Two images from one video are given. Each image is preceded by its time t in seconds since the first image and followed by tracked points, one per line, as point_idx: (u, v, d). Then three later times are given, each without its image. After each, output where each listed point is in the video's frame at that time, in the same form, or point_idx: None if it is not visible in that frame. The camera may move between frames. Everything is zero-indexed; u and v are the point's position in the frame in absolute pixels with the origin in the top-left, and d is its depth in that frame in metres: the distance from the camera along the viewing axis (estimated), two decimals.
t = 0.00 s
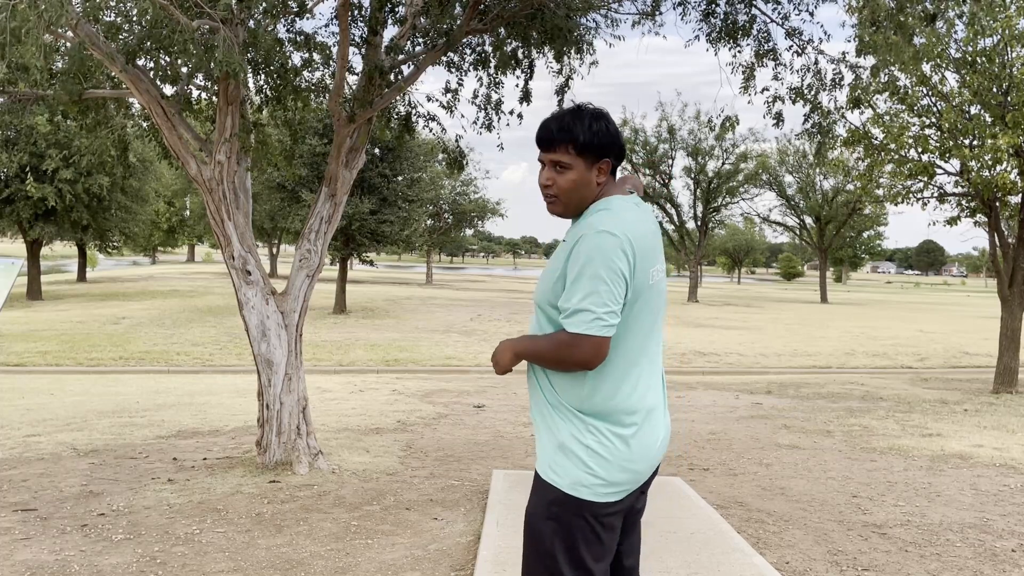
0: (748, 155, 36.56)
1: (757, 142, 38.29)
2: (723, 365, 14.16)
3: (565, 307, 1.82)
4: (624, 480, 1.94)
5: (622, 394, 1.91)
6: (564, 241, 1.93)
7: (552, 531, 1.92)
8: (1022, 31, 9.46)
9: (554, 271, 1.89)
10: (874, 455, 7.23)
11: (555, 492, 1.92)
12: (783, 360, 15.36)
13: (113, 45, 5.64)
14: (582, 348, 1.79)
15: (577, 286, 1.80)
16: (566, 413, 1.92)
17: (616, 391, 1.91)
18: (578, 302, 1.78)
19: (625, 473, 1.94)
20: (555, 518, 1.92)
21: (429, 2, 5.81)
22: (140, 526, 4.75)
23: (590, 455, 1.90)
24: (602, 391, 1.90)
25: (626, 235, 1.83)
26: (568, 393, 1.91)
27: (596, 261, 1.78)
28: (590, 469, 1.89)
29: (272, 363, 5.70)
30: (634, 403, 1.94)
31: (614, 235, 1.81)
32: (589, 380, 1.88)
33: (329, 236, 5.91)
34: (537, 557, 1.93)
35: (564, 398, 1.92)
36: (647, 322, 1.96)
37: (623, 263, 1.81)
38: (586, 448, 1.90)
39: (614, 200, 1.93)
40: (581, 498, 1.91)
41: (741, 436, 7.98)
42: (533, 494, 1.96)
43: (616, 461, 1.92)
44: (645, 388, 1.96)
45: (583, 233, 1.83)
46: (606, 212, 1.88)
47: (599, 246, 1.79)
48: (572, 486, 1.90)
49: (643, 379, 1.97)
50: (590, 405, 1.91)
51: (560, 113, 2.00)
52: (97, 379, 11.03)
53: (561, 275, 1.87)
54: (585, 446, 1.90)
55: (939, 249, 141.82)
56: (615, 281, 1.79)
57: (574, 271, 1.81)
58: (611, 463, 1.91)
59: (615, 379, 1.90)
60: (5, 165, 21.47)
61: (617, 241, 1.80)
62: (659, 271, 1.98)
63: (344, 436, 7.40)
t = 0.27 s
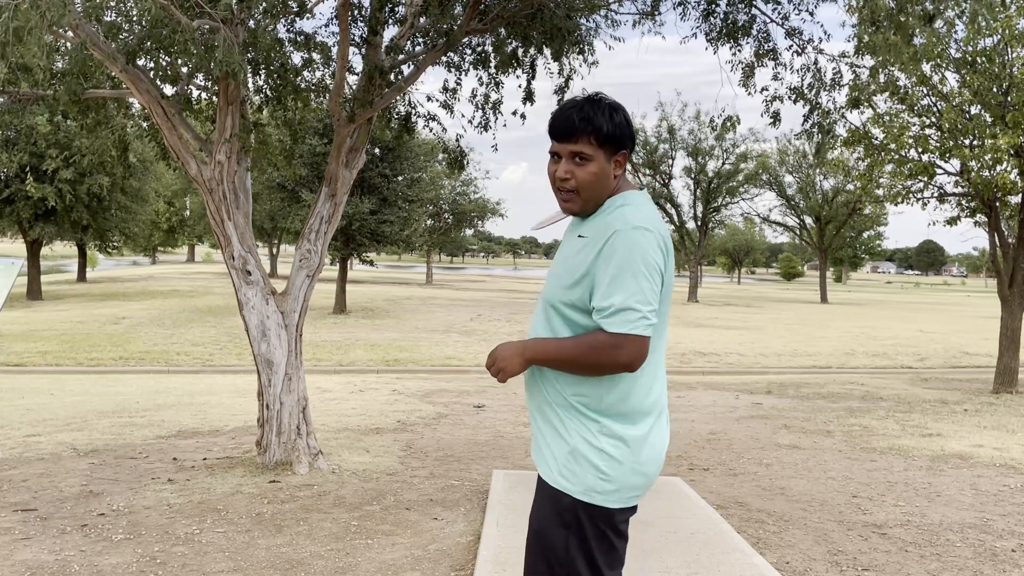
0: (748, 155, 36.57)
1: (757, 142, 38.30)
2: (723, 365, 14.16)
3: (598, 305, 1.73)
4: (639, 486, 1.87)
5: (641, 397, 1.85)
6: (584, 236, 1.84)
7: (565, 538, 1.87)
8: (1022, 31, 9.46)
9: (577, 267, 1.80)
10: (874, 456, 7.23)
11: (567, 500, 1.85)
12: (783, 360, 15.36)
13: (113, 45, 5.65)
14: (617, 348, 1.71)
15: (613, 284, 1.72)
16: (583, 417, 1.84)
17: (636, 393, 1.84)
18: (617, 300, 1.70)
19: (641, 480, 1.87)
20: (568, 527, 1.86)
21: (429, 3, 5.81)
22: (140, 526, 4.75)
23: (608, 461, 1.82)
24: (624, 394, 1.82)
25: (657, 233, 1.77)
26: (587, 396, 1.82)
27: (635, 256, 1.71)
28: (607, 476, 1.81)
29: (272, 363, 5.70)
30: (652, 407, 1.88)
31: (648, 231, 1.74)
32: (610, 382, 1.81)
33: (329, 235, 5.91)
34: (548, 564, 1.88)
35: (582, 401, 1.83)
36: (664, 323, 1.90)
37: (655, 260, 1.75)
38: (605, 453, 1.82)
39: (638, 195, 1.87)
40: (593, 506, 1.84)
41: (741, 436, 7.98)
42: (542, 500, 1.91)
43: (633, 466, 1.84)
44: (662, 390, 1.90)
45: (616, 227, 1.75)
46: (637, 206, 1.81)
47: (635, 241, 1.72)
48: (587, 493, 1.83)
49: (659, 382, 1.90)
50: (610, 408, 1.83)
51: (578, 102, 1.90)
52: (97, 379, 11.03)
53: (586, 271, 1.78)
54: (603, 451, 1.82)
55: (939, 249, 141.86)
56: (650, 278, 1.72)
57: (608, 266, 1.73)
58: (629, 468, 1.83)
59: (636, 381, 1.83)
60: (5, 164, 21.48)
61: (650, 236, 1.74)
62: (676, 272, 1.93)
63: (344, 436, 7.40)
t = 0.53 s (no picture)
0: (748, 155, 36.57)
1: (757, 142, 38.31)
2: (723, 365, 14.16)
3: (626, 308, 1.72)
4: (654, 495, 1.87)
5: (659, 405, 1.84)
6: (603, 235, 1.83)
7: (579, 549, 1.86)
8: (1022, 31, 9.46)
9: (601, 266, 1.79)
10: (874, 456, 7.23)
11: (581, 512, 1.85)
12: (783, 360, 15.36)
13: (113, 45, 5.65)
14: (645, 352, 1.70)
15: (640, 286, 1.71)
16: (601, 424, 1.83)
17: (654, 401, 1.84)
18: (643, 302, 1.69)
19: (656, 489, 1.87)
20: (582, 538, 1.86)
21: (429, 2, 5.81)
22: (140, 526, 4.75)
23: (625, 470, 1.81)
24: (643, 400, 1.82)
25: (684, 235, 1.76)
26: (606, 402, 1.81)
27: (663, 259, 1.70)
28: (624, 484, 1.81)
29: (272, 363, 5.70)
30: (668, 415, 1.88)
31: (676, 233, 1.74)
32: (631, 389, 1.80)
33: (329, 235, 5.92)
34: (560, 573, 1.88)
35: (600, 407, 1.82)
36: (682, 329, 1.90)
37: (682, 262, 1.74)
38: (621, 462, 1.81)
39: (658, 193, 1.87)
40: (609, 517, 1.84)
41: (741, 436, 7.98)
42: (555, 510, 1.89)
43: (650, 474, 1.84)
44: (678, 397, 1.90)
45: (642, 228, 1.74)
46: (659, 206, 1.80)
47: (662, 242, 1.72)
48: (605, 503, 1.83)
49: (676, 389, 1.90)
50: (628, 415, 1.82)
51: (590, 95, 1.88)
52: (98, 379, 11.03)
53: (610, 272, 1.77)
54: (621, 459, 1.81)
55: (939, 249, 141.88)
56: (677, 281, 1.72)
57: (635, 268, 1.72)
58: (645, 477, 1.83)
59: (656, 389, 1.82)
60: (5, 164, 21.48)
61: (679, 238, 1.73)
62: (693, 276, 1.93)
63: (344, 436, 7.40)
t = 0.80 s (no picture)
0: (748, 155, 36.56)
1: (757, 142, 38.30)
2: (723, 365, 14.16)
3: (615, 305, 1.73)
4: (654, 500, 1.86)
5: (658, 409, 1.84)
6: (601, 234, 1.85)
7: (578, 552, 1.86)
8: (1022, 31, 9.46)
9: (597, 266, 1.81)
10: (874, 456, 7.23)
11: (582, 516, 1.84)
12: (783, 360, 15.36)
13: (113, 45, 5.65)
14: (634, 352, 1.71)
15: (631, 284, 1.72)
16: (599, 427, 1.83)
17: (651, 404, 1.84)
18: (631, 300, 1.70)
19: (655, 494, 1.86)
20: (582, 542, 1.85)
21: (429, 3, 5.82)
22: (140, 526, 4.75)
23: (622, 474, 1.81)
24: (640, 404, 1.82)
25: (680, 236, 1.77)
26: (603, 405, 1.82)
27: (656, 257, 1.71)
28: (621, 488, 1.81)
29: (272, 363, 5.70)
30: (667, 419, 1.87)
31: (672, 233, 1.75)
32: (626, 390, 1.81)
33: (329, 236, 5.91)
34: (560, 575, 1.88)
35: (596, 408, 1.82)
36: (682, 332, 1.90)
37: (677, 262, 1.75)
38: (619, 466, 1.81)
39: (658, 192, 1.87)
40: (606, 521, 1.84)
41: (741, 436, 7.98)
42: (555, 514, 1.88)
43: (648, 478, 1.84)
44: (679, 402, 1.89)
45: (636, 227, 1.75)
46: (655, 203, 1.81)
47: (656, 242, 1.73)
48: (602, 507, 1.82)
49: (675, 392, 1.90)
50: (626, 418, 1.82)
51: (586, 91, 1.92)
52: (98, 379, 11.03)
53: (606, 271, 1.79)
54: (619, 463, 1.81)
55: (939, 249, 141.93)
56: (671, 282, 1.72)
57: (628, 268, 1.73)
58: (643, 481, 1.83)
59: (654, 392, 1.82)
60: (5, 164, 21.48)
61: (674, 238, 1.74)
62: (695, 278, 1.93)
63: (344, 436, 7.40)
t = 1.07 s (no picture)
0: (748, 155, 36.56)
1: (757, 142, 38.30)
2: (723, 365, 14.17)
3: (591, 310, 1.73)
4: (644, 502, 1.84)
5: (643, 408, 1.83)
6: (584, 237, 1.86)
7: (570, 549, 1.86)
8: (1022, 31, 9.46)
9: (577, 268, 1.83)
10: (874, 456, 7.23)
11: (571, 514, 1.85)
12: (783, 360, 15.37)
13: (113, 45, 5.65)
14: (609, 358, 1.72)
15: (603, 288, 1.72)
16: (582, 428, 1.83)
17: (636, 404, 1.82)
18: (602, 303, 1.71)
19: (645, 495, 1.84)
20: (572, 538, 1.85)
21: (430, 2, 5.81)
22: (140, 526, 4.74)
23: (606, 475, 1.81)
24: (622, 404, 1.81)
25: (657, 236, 1.76)
26: (582, 405, 1.82)
27: (629, 260, 1.72)
28: (606, 489, 1.81)
29: (272, 363, 5.70)
30: (656, 419, 1.86)
31: (645, 233, 1.74)
32: (607, 391, 1.80)
33: (329, 235, 5.91)
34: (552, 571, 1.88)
35: (576, 408, 1.83)
36: (672, 330, 1.87)
37: (653, 263, 1.74)
38: (602, 466, 1.81)
39: (639, 194, 1.85)
40: (594, 522, 1.83)
41: (740, 436, 7.98)
42: (546, 512, 1.90)
43: (636, 478, 1.83)
44: (667, 403, 1.87)
45: (611, 229, 1.76)
46: (631, 207, 1.81)
47: (628, 243, 1.73)
48: (585, 507, 1.83)
49: (666, 391, 1.88)
50: (608, 418, 1.82)
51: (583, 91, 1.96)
52: (98, 380, 11.03)
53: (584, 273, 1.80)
54: (602, 463, 1.81)
55: (939, 249, 141.96)
56: (644, 284, 1.72)
57: (602, 269, 1.74)
58: (630, 481, 1.82)
59: (636, 391, 1.82)
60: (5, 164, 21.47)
61: (648, 238, 1.74)
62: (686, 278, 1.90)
63: (344, 436, 7.40)
